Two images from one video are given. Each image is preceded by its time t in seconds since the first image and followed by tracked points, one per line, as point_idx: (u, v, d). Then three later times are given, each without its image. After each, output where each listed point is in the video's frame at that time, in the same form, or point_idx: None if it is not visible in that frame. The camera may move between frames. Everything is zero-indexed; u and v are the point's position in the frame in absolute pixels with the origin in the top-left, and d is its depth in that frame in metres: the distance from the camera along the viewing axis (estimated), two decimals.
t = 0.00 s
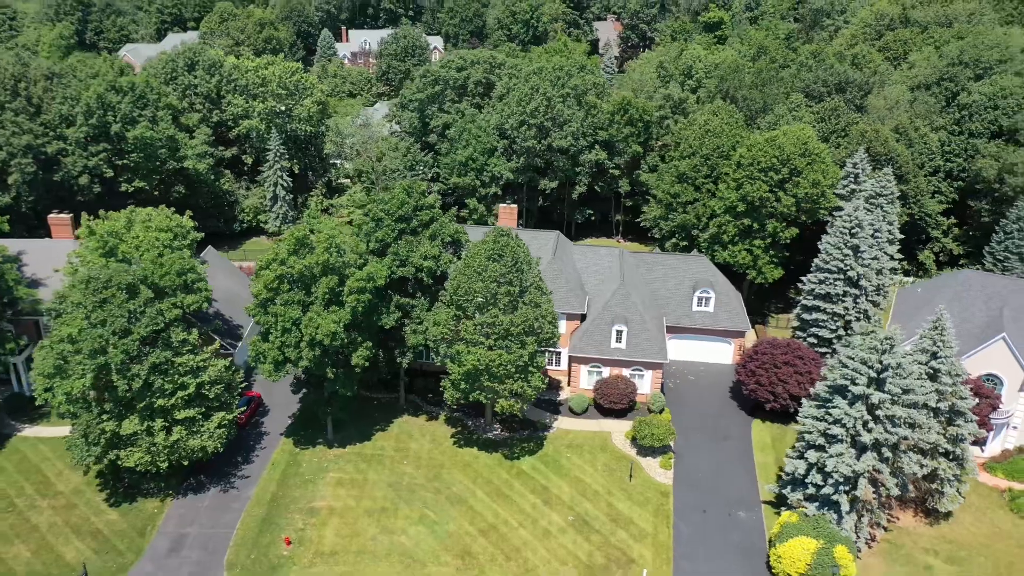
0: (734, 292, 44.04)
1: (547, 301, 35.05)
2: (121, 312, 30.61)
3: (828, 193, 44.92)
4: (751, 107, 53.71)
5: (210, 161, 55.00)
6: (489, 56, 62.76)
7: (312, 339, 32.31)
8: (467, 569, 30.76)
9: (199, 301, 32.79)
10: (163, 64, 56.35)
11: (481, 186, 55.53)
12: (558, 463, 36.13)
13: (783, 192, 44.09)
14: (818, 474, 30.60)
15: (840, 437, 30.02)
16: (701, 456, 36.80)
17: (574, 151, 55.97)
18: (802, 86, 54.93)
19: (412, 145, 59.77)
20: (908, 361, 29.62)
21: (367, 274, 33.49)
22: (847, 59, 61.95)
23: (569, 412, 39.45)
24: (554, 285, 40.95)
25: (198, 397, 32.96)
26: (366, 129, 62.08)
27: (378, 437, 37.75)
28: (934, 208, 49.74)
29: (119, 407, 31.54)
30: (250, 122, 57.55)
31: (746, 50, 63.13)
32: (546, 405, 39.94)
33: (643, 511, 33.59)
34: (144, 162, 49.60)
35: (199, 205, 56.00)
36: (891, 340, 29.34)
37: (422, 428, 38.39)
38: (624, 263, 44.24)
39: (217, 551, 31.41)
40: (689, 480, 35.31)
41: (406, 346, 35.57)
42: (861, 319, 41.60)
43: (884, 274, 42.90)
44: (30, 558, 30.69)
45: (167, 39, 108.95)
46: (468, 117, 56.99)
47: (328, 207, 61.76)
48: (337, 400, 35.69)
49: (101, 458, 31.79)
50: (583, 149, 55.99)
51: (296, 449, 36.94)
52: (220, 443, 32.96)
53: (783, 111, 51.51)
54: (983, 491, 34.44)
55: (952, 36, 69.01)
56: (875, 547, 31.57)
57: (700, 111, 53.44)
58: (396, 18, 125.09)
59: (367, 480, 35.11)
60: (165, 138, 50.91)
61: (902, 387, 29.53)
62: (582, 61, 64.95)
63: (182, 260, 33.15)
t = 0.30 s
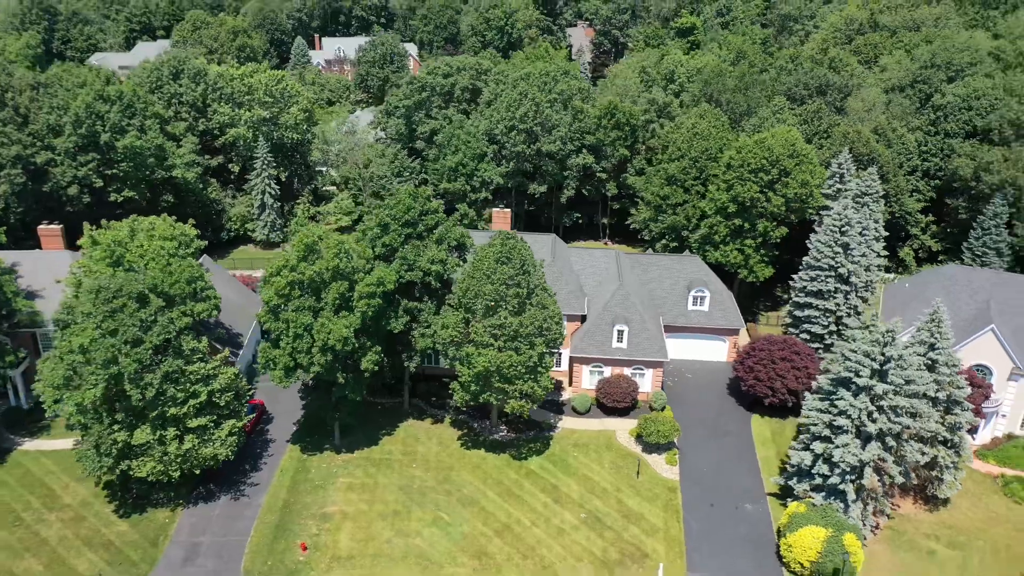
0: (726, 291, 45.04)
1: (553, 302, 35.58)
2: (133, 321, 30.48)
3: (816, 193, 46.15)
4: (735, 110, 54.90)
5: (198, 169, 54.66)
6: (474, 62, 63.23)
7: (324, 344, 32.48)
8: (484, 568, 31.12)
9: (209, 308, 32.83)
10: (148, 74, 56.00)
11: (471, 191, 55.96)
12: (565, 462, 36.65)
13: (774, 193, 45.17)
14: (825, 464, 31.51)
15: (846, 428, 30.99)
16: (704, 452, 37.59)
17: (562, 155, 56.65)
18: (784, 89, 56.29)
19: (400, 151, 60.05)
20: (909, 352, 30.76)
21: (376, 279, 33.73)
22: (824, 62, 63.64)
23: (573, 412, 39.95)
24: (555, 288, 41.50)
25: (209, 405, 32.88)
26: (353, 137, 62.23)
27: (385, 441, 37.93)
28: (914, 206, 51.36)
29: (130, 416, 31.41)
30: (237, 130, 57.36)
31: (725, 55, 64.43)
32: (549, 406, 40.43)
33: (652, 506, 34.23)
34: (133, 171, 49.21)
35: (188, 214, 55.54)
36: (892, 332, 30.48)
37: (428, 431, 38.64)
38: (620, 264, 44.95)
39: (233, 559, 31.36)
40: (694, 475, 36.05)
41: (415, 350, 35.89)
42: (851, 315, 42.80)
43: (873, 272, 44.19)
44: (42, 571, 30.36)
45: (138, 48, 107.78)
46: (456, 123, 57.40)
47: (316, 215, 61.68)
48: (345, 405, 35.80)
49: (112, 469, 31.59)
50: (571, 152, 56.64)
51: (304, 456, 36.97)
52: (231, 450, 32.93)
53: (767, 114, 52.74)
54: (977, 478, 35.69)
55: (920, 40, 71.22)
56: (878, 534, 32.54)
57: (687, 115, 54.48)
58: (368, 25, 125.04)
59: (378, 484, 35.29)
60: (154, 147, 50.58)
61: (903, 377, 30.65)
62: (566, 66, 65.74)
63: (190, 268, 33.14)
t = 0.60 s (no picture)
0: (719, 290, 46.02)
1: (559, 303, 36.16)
2: (146, 329, 30.41)
3: (804, 193, 47.40)
4: (720, 113, 56.09)
5: (186, 178, 54.31)
6: (459, 68, 63.68)
7: (337, 349, 32.69)
8: (502, 566, 31.52)
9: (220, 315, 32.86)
10: (134, 83, 55.60)
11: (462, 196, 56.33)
12: (572, 460, 37.21)
13: (764, 193, 46.34)
14: (829, 455, 32.45)
15: (849, 418, 31.98)
16: (707, 447, 38.39)
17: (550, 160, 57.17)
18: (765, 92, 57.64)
19: (387, 157, 60.24)
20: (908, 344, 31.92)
21: (385, 284, 34.01)
22: (800, 66, 65.29)
23: (576, 411, 40.51)
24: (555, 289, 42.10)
25: (220, 412, 32.81)
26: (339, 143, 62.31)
27: (393, 445, 38.13)
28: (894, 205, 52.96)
29: (143, 425, 31.31)
30: (224, 138, 57.16)
31: (705, 59, 65.69)
32: (552, 406, 40.94)
33: (661, 501, 34.91)
34: (123, 181, 48.82)
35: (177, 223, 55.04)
36: (892, 325, 31.63)
37: (434, 433, 38.92)
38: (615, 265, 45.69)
39: (249, 565, 31.34)
40: (699, 470, 36.82)
41: (423, 353, 36.21)
42: (841, 311, 44.05)
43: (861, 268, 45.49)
44: None
45: (108, 57, 106.35)
46: (444, 129, 57.78)
47: (303, 223, 61.55)
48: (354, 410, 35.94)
49: (125, 479, 31.41)
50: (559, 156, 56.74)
51: (312, 461, 37.03)
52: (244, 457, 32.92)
53: (752, 116, 53.99)
54: (969, 464, 36.96)
55: (890, 44, 73.36)
56: (881, 521, 33.56)
57: (673, 119, 55.53)
58: (340, 33, 124.59)
59: (389, 487, 35.51)
60: (144, 156, 50.23)
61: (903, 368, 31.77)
62: (549, 72, 66.51)
63: (200, 276, 33.13)
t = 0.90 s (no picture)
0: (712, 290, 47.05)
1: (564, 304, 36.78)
2: (160, 337, 30.37)
3: (791, 194, 48.71)
4: (704, 116, 57.27)
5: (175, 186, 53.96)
6: (444, 74, 64.12)
7: (349, 352, 32.93)
8: (518, 563, 31.95)
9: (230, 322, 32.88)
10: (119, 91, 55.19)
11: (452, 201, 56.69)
12: (579, 458, 37.78)
13: (753, 194, 47.56)
14: (832, 445, 33.50)
15: (851, 409, 33.12)
16: (709, 442, 39.25)
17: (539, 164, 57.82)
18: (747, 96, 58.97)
19: (375, 164, 60.42)
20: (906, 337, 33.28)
21: (394, 288, 34.34)
22: (778, 70, 66.91)
23: (579, 411, 41.11)
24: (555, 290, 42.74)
25: (232, 418, 32.80)
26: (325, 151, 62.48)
27: (400, 448, 38.37)
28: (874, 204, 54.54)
29: (157, 433, 31.23)
30: (212, 146, 56.96)
31: (685, 64, 66.93)
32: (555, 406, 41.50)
33: (669, 495, 35.64)
34: (114, 189, 48.43)
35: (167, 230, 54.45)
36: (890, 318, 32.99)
37: (440, 436, 39.25)
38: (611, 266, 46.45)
39: (266, 570, 31.37)
40: (703, 464, 37.64)
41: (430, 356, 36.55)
42: (831, 307, 45.32)
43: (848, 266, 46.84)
44: None
45: (77, 66, 104.78)
46: (433, 134, 58.16)
47: (291, 230, 61.45)
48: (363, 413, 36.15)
49: (139, 488, 31.26)
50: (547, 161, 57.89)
51: (320, 466, 37.13)
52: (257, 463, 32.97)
53: (736, 119, 55.26)
54: (961, 452, 38.26)
55: (861, 49, 75.41)
56: (881, 509, 34.61)
57: (659, 123, 56.56)
58: (312, 40, 124.02)
59: (400, 489, 35.75)
60: (134, 165, 49.90)
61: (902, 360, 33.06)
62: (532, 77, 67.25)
63: (210, 282, 33.15)
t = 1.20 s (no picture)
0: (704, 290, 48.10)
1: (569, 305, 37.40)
2: (176, 344, 30.38)
3: (779, 195, 50.07)
4: (689, 120, 58.47)
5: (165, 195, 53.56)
6: (431, 81, 64.51)
7: (362, 357, 33.23)
8: (534, 561, 32.45)
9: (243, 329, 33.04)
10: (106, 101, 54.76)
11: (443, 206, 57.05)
12: (586, 456, 38.44)
13: (743, 196, 48.81)
14: (835, 437, 34.59)
15: (852, 402, 34.27)
16: (710, 438, 40.17)
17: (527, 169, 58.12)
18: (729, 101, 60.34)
19: (363, 171, 60.63)
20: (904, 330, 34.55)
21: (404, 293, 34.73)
22: (757, 75, 68.47)
23: (582, 411, 41.74)
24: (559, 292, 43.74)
25: (246, 425, 32.84)
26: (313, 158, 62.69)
27: (408, 451, 38.68)
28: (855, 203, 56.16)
29: (172, 441, 31.22)
30: (200, 155, 56.70)
31: (666, 70, 68.22)
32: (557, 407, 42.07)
33: (676, 491, 36.41)
34: (106, 199, 48.05)
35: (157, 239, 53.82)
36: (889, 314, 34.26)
37: (447, 438, 39.62)
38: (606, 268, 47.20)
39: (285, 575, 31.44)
40: (706, 460, 38.50)
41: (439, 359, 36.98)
42: (821, 304, 46.61)
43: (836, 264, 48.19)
44: None
45: (46, 75, 103.24)
46: (423, 141, 58.54)
47: (279, 238, 61.39)
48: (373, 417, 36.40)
49: (155, 497, 31.20)
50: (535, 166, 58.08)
51: (329, 471, 37.26)
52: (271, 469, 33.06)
53: (721, 123, 56.52)
54: (952, 442, 39.60)
55: (835, 53, 77.32)
56: (881, 498, 35.73)
57: (646, 128, 57.60)
58: (285, 48, 123.33)
59: (412, 492, 36.06)
60: (125, 174, 49.55)
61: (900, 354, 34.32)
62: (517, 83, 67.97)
63: (221, 290, 33.20)
